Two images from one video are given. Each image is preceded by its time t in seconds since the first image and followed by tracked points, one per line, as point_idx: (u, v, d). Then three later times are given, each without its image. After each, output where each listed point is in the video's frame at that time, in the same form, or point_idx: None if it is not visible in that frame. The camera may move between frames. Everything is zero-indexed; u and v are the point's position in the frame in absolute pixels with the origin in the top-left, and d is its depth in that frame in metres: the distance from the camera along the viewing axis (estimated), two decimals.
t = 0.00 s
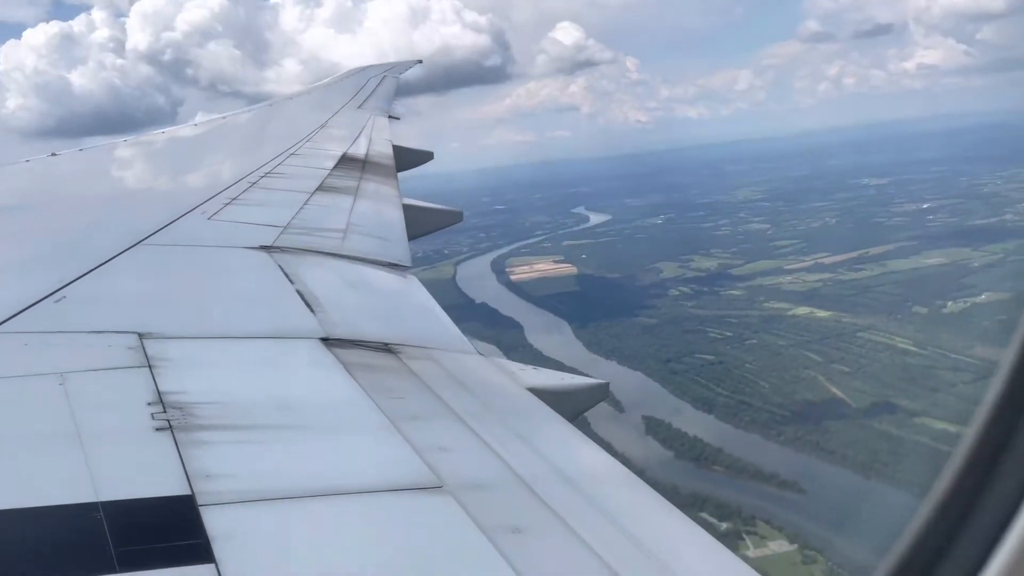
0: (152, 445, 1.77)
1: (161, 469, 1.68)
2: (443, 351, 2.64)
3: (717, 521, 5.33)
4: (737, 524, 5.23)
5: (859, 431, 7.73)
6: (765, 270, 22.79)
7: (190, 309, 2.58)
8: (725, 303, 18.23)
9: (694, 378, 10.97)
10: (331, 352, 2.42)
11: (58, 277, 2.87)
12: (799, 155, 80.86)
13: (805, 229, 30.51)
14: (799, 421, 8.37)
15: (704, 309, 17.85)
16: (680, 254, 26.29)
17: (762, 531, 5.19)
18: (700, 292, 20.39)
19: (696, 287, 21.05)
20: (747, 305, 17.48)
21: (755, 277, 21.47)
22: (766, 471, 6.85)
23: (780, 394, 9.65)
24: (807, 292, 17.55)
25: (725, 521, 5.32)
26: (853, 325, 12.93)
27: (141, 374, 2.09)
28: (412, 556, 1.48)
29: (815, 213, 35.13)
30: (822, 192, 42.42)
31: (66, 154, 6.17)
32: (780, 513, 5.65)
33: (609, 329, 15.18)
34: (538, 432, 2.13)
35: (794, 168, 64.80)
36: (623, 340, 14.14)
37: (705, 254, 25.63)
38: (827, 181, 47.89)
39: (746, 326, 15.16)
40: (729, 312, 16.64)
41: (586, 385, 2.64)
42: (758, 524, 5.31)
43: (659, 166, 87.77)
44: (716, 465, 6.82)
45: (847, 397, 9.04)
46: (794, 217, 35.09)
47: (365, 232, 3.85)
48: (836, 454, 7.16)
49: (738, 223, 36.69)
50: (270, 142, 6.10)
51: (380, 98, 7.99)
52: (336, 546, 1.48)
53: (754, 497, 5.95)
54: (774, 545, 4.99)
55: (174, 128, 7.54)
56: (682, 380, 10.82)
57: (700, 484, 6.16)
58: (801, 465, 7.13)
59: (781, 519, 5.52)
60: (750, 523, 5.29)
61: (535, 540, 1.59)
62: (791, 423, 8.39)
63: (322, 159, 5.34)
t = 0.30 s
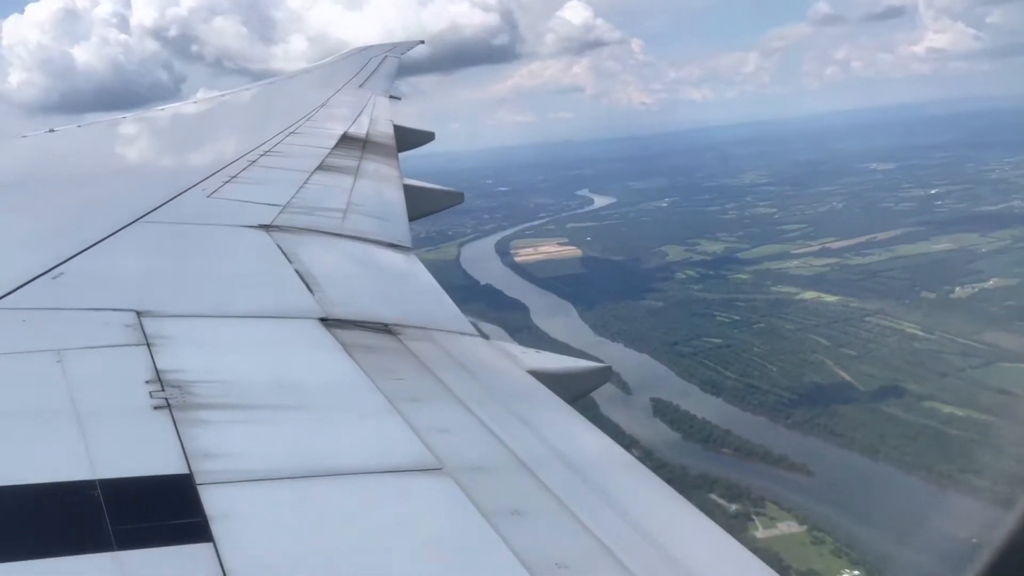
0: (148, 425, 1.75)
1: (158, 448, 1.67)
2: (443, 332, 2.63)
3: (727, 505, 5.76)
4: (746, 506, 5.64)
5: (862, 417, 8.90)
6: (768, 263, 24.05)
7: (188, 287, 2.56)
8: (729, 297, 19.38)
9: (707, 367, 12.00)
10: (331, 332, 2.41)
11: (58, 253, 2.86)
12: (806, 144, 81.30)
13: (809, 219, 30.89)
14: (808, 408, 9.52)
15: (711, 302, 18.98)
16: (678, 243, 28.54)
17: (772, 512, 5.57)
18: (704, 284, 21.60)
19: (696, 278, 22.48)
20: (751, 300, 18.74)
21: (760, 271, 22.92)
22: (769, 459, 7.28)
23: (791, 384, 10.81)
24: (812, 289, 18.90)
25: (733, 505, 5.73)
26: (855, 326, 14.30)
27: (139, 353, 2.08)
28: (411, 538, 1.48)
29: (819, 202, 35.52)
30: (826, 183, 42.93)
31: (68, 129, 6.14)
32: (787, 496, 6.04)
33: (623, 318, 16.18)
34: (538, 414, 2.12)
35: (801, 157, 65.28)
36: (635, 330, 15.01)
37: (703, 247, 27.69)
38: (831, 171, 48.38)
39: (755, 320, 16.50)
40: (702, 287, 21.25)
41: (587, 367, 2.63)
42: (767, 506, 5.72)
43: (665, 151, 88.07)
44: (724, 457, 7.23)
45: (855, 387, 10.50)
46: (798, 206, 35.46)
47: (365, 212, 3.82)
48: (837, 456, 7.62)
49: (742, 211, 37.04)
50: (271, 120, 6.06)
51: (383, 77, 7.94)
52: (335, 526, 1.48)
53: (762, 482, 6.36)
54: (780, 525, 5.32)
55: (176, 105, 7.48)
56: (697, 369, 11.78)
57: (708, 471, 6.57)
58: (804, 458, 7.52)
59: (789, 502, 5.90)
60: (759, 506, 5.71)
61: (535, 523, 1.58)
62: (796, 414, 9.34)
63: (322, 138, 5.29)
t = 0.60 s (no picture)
0: (157, 406, 1.77)
1: (165, 430, 1.69)
2: (449, 320, 2.63)
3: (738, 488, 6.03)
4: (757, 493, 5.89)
5: (872, 408, 9.13)
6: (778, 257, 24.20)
7: (198, 271, 2.58)
8: (741, 290, 19.58)
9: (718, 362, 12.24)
10: (338, 318, 2.42)
11: (71, 235, 2.89)
12: (818, 138, 81.01)
13: (819, 211, 30.82)
14: (819, 397, 9.98)
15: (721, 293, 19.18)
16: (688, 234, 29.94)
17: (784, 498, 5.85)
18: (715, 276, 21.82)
19: (706, 270, 22.72)
20: (761, 294, 18.96)
21: (771, 265, 23.12)
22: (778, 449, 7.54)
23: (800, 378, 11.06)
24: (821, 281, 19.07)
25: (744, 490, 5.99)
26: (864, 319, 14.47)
27: (148, 335, 2.10)
28: (414, 522, 1.49)
29: (829, 196, 35.43)
30: (837, 177, 42.81)
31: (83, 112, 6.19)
32: (800, 483, 6.39)
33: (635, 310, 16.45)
34: (543, 401, 2.13)
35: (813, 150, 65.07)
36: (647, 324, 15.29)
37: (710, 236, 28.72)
38: (843, 164, 48.19)
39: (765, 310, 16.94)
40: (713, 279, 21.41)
41: (593, 357, 2.62)
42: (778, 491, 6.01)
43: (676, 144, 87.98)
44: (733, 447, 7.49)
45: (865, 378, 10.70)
46: (809, 201, 35.36)
47: (375, 199, 3.82)
48: (844, 448, 7.86)
49: (753, 204, 36.97)
50: (282, 106, 6.06)
51: (395, 65, 7.91)
52: (340, 509, 1.49)
53: (775, 469, 6.71)
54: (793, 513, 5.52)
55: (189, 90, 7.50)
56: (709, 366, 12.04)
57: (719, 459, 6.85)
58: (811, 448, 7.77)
59: (800, 488, 6.24)
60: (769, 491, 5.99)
61: (538, 509, 1.59)
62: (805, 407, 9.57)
63: (331, 125, 5.28)
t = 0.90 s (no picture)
0: (172, 400, 1.79)
1: (179, 423, 1.70)
2: (460, 318, 2.63)
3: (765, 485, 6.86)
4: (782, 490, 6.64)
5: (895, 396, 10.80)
6: (798, 264, 24.62)
7: (212, 267, 2.60)
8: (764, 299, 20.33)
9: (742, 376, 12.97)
10: (349, 314, 2.43)
11: (86, 230, 2.92)
12: (836, 137, 80.86)
13: (836, 210, 30.71)
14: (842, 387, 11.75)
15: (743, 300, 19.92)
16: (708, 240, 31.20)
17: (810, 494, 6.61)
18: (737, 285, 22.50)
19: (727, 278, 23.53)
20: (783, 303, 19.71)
21: (791, 262, 25.16)
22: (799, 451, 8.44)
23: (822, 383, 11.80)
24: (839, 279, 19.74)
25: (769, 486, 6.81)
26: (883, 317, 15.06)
27: (163, 330, 2.12)
28: (425, 518, 1.50)
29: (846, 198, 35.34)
30: (854, 177, 42.72)
31: (102, 108, 6.27)
32: (822, 481, 7.13)
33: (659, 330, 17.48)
34: (554, 401, 2.13)
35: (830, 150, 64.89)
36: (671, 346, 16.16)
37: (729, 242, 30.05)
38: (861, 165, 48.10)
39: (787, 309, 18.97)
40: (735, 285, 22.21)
41: (603, 357, 2.61)
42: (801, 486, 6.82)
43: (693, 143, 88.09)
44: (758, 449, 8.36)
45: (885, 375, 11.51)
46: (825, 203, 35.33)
47: (388, 196, 3.83)
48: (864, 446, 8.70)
49: (769, 204, 36.98)
50: (297, 104, 6.10)
51: (410, 64, 7.94)
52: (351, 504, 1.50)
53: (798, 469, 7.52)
54: (819, 509, 6.21)
55: (207, 88, 7.57)
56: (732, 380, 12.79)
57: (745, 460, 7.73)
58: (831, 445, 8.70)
59: (823, 486, 6.97)
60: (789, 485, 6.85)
61: (547, 507, 1.59)
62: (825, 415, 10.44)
63: (345, 123, 5.30)
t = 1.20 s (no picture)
0: (185, 389, 1.80)
1: (190, 414, 1.71)
2: (472, 311, 2.62)
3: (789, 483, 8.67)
4: (803, 489, 8.44)
5: (918, 404, 12.22)
6: (814, 275, 25.05)
7: (225, 258, 2.61)
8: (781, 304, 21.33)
9: (765, 378, 14.38)
10: (363, 307, 2.43)
11: (102, 219, 2.94)
12: (852, 142, 81.05)
13: (854, 228, 31.74)
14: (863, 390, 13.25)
15: (763, 306, 20.98)
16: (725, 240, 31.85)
17: (826, 490, 8.49)
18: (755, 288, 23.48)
19: (745, 281, 24.41)
20: (801, 309, 20.77)
21: (808, 261, 27.10)
22: (819, 452, 10.08)
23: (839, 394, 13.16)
24: (854, 300, 20.81)
25: (791, 484, 8.60)
26: (898, 343, 16.28)
27: (176, 320, 2.12)
28: (435, 512, 1.49)
29: (859, 212, 35.67)
30: (868, 190, 43.05)
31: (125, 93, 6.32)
32: (843, 481, 8.94)
33: (683, 328, 18.43)
34: (567, 396, 2.12)
35: (845, 156, 65.06)
36: (695, 344, 17.24)
37: (744, 245, 30.66)
38: (875, 178, 48.52)
39: (805, 309, 20.75)
40: (754, 288, 23.27)
41: (615, 352, 2.60)
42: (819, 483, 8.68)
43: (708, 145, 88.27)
44: (783, 453, 9.99)
45: (907, 380, 13.66)
46: (838, 216, 35.62)
47: (401, 188, 3.84)
48: (875, 449, 10.41)
49: (782, 215, 37.28)
50: (312, 93, 6.07)
51: (426, 54, 7.88)
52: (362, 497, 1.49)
53: (825, 471, 9.24)
54: (838, 505, 8.01)
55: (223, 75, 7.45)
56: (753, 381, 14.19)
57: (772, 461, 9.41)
58: (842, 446, 10.44)
59: (845, 485, 8.78)
60: (809, 482, 8.70)
61: (560, 502, 1.58)
62: (839, 418, 12.00)
63: (357, 114, 5.29)
